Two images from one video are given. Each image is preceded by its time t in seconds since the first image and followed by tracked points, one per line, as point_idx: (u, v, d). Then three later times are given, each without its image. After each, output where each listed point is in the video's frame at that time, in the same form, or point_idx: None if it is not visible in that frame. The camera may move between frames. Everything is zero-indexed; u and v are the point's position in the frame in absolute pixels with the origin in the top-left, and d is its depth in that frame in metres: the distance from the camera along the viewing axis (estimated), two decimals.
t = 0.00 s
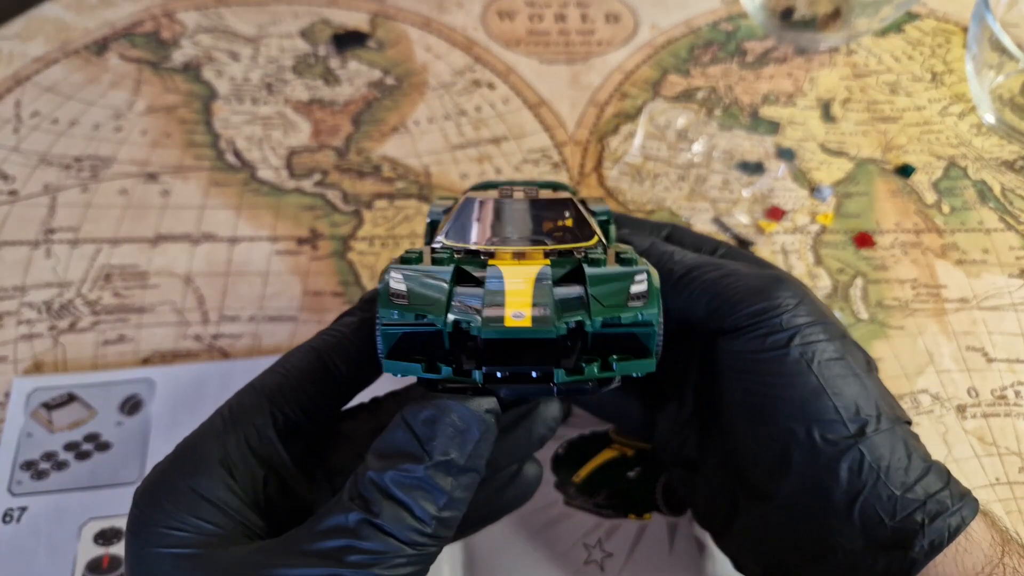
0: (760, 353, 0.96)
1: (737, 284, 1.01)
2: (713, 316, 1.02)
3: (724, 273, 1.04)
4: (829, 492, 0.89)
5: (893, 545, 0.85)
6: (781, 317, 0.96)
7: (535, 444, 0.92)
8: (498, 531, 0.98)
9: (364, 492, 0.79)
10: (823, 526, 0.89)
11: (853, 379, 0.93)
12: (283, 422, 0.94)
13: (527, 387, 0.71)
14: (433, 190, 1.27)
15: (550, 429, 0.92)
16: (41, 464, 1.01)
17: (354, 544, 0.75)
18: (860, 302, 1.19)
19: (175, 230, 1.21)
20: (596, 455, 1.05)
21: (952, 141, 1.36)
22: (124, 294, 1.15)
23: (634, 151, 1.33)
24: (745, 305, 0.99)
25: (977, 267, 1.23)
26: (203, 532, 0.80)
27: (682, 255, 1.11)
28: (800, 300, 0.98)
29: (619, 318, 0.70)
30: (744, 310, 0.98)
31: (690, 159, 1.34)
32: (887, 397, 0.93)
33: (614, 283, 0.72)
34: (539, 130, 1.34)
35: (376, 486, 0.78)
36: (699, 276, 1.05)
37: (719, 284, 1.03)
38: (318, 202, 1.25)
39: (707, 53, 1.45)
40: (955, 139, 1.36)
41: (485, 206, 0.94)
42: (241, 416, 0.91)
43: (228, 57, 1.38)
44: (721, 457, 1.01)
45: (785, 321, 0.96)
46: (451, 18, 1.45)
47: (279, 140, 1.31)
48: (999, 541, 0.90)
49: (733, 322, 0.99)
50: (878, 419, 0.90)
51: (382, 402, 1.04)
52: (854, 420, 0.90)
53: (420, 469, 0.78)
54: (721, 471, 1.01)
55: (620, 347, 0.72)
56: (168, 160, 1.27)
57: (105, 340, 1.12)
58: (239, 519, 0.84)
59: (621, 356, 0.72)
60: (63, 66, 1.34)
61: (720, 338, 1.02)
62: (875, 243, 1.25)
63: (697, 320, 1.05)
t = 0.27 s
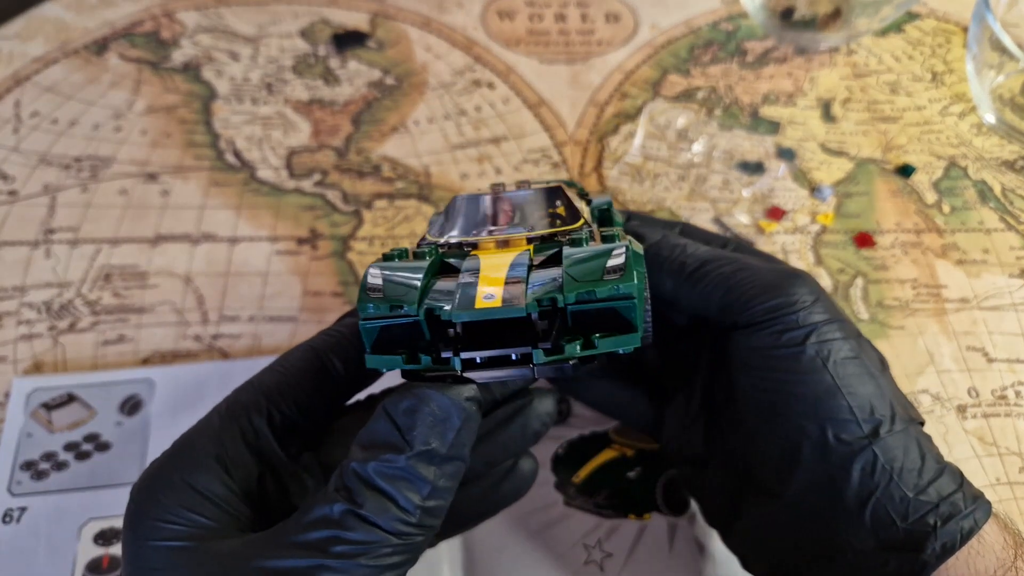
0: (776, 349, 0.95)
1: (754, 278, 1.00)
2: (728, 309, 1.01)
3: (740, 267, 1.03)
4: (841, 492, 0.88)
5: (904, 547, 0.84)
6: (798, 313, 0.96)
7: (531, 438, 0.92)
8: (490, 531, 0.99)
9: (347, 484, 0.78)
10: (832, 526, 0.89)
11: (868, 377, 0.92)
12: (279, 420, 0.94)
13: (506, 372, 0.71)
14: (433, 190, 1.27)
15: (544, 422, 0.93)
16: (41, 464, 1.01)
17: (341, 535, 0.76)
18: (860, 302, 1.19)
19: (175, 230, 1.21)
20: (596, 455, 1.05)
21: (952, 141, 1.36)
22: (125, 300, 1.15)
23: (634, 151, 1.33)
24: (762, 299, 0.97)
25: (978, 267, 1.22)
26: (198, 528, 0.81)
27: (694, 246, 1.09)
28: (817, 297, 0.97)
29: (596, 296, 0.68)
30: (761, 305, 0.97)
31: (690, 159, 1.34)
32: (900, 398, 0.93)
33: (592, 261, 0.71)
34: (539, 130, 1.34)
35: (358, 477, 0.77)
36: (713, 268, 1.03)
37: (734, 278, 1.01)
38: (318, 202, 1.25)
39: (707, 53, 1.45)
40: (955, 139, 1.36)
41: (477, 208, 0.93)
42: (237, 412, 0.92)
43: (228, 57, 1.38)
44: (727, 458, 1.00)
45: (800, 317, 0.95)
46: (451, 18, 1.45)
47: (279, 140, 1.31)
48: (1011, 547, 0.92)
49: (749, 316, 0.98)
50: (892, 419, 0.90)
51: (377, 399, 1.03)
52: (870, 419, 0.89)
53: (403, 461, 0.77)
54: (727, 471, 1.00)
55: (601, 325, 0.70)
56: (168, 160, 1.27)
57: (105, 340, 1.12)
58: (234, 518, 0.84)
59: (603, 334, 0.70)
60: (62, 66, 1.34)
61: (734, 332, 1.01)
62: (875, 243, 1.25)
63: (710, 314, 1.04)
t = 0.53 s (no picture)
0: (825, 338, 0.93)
1: (801, 261, 0.96)
2: (774, 293, 0.97)
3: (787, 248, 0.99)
4: (886, 486, 0.86)
5: (950, 544, 0.80)
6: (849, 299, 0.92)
7: (475, 379, 0.93)
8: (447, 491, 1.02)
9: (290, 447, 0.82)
10: (873, 522, 0.87)
11: (918, 368, 0.89)
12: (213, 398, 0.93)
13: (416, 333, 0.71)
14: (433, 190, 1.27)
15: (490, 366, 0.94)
16: (41, 464, 1.01)
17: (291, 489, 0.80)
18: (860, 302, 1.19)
19: (175, 230, 1.21)
20: (596, 455, 1.05)
21: (952, 141, 1.36)
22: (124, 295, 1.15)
23: (634, 151, 1.33)
24: (811, 284, 0.94)
25: (978, 267, 1.23)
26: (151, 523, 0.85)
27: (738, 226, 1.05)
28: (868, 282, 0.93)
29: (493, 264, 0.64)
30: (809, 291, 0.94)
31: (690, 159, 1.34)
32: (950, 389, 0.90)
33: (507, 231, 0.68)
34: (539, 130, 1.34)
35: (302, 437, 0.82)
36: (758, 250, 0.99)
37: (781, 261, 0.97)
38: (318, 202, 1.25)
39: (707, 53, 1.45)
40: (955, 139, 1.36)
41: (463, 182, 0.91)
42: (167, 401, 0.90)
43: (228, 57, 1.38)
44: (775, 450, 1.00)
45: (852, 306, 0.91)
46: (451, 18, 1.45)
47: (279, 140, 1.31)
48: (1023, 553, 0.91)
49: (796, 301, 0.95)
50: (943, 413, 0.87)
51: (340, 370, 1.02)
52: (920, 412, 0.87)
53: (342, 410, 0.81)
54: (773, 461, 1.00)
55: (509, 296, 0.66)
56: (168, 160, 1.27)
57: (105, 340, 1.12)
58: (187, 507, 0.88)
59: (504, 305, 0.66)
60: (63, 66, 1.34)
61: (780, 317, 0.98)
62: (875, 243, 1.25)
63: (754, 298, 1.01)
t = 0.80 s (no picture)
0: (867, 359, 0.85)
1: (845, 273, 0.86)
2: (811, 305, 0.89)
3: (828, 257, 0.90)
4: (917, 507, 0.81)
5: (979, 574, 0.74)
6: (895, 317, 0.82)
7: (466, 352, 0.92)
8: (447, 488, 1.02)
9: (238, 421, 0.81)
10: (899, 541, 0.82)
11: (969, 396, 0.81)
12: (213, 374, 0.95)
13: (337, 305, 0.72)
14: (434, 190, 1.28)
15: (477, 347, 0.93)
16: (43, 464, 1.01)
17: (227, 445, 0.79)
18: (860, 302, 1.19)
19: (176, 230, 1.21)
20: (596, 455, 1.05)
21: (951, 142, 1.36)
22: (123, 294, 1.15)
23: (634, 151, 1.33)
24: (854, 300, 0.84)
25: (977, 267, 1.23)
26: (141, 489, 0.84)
27: (776, 226, 0.95)
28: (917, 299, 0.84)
29: (376, 242, 0.65)
30: (852, 306, 0.84)
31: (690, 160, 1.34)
32: (1002, 418, 0.82)
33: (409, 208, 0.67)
34: (539, 131, 1.34)
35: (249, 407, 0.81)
36: (797, 257, 0.90)
37: (821, 271, 0.88)
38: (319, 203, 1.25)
39: (706, 54, 1.45)
40: (954, 140, 1.37)
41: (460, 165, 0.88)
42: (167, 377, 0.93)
43: (229, 58, 1.38)
44: (807, 457, 0.96)
45: (893, 324, 0.82)
46: (452, 19, 1.46)
47: (280, 140, 1.31)
48: None
49: (837, 318, 0.86)
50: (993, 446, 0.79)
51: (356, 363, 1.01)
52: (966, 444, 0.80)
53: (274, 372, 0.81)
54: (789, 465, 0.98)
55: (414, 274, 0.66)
56: (169, 160, 1.27)
57: (106, 340, 1.12)
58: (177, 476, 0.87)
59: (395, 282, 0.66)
60: (63, 66, 1.34)
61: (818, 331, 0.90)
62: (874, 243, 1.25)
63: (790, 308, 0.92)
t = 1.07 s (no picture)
0: (914, 397, 0.77)
1: (895, 305, 0.77)
2: (853, 335, 0.81)
3: (879, 282, 0.80)
4: (943, 552, 0.76)
5: None
6: (947, 358, 0.74)
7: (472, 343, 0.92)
8: (447, 488, 1.03)
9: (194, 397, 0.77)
10: None
11: None
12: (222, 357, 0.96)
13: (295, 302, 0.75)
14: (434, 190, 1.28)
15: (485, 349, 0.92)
16: (44, 464, 1.01)
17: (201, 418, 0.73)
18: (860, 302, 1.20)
19: (176, 231, 1.22)
20: (595, 455, 1.05)
21: (950, 142, 1.37)
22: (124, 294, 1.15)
23: (634, 152, 1.33)
24: (903, 335, 0.76)
25: (976, 267, 1.23)
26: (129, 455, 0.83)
27: (824, 242, 0.85)
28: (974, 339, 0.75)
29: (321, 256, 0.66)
30: (899, 341, 0.76)
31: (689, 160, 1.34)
32: None
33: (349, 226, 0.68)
34: (539, 131, 1.35)
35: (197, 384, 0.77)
36: (845, 281, 0.81)
37: (868, 301, 0.79)
38: (320, 203, 1.26)
39: (706, 54, 1.45)
40: (953, 140, 1.37)
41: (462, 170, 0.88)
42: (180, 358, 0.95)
43: (229, 58, 1.39)
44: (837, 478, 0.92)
45: (943, 367, 0.74)
46: (451, 19, 1.46)
47: (280, 140, 1.31)
48: None
49: (882, 352, 0.78)
50: None
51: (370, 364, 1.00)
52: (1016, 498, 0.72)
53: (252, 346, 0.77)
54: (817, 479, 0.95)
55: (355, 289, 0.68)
56: (170, 160, 1.28)
57: (107, 340, 1.12)
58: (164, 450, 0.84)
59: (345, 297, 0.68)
60: (64, 67, 1.35)
61: (861, 361, 0.82)
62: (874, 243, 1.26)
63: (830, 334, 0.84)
